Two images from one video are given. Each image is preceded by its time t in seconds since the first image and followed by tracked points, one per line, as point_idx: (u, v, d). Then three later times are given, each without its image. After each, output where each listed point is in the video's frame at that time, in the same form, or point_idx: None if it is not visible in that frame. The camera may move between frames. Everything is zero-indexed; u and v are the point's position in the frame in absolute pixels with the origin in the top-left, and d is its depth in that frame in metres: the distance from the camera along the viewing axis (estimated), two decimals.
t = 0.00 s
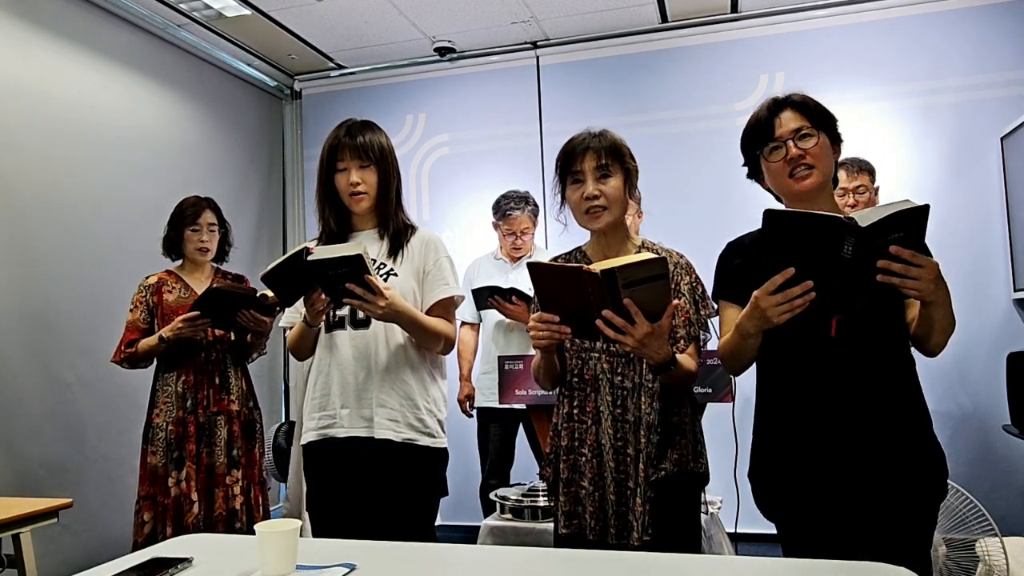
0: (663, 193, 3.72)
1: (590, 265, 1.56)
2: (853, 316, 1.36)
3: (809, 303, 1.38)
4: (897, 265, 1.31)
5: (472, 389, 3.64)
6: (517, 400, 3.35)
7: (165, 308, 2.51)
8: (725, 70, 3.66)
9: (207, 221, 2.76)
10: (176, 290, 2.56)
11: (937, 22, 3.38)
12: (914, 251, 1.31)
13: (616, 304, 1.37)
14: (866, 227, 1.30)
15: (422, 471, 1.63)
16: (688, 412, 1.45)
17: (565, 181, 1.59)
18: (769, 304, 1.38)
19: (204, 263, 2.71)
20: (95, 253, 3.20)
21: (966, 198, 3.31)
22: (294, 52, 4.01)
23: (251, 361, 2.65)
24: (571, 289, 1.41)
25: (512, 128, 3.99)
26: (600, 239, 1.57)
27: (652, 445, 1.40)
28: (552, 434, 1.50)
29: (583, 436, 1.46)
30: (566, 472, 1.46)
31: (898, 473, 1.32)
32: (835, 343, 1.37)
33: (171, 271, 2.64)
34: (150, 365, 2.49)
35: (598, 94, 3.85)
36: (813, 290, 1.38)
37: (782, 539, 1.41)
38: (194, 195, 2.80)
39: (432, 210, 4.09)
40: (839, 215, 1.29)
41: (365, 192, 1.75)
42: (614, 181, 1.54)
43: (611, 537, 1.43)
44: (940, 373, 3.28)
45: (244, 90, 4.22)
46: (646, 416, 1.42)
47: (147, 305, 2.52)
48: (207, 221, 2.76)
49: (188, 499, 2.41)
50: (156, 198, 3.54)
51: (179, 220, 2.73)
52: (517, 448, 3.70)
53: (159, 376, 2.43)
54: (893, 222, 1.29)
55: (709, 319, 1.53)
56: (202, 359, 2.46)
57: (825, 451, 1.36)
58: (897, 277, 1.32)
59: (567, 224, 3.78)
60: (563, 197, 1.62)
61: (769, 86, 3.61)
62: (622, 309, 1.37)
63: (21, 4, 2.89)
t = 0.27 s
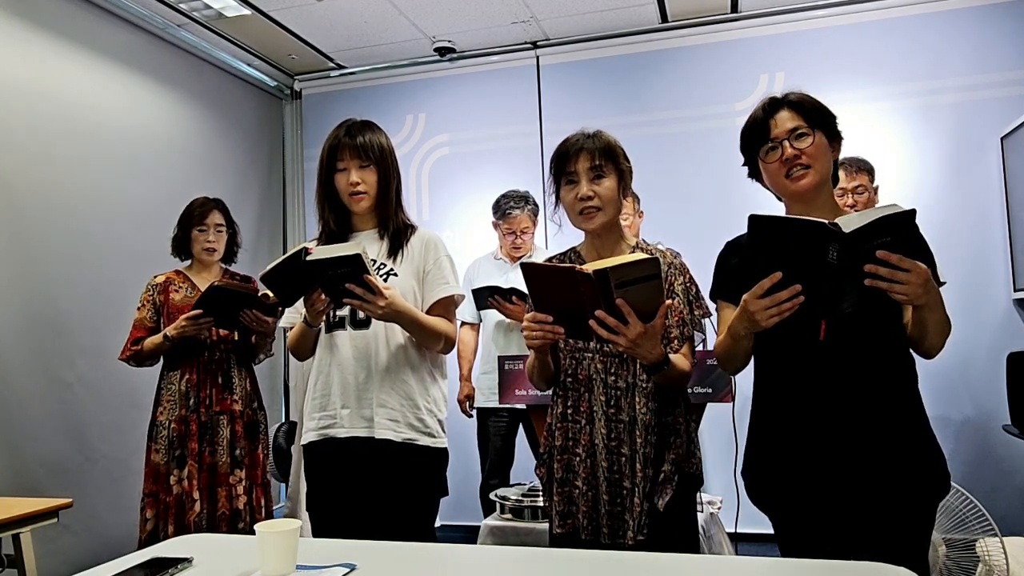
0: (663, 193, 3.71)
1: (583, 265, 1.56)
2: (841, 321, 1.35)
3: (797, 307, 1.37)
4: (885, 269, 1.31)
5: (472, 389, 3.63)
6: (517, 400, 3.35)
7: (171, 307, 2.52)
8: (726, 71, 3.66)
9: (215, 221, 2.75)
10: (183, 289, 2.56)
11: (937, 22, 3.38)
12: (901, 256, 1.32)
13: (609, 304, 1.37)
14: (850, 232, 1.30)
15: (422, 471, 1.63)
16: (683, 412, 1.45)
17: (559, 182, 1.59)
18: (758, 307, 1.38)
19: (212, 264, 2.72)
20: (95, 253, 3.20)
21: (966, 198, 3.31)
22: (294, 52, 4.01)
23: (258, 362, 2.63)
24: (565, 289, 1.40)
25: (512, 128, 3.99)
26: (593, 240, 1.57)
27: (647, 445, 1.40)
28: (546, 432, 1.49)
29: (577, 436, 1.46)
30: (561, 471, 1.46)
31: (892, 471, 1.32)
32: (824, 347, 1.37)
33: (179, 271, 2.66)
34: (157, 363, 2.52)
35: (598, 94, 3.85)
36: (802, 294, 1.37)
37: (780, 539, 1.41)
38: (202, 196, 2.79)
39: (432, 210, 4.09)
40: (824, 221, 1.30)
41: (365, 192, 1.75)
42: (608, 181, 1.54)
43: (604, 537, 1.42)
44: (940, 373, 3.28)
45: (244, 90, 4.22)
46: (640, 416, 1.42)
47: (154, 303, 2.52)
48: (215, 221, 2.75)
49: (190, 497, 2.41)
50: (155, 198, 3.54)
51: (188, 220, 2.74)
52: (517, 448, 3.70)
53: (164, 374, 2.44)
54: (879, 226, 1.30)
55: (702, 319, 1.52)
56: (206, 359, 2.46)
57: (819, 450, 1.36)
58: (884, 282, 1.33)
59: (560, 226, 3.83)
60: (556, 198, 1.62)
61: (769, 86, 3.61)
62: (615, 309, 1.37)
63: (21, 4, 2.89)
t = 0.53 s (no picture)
0: (663, 193, 3.71)
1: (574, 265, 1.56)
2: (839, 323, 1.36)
3: (795, 310, 1.39)
4: (882, 272, 1.31)
5: (472, 389, 3.63)
6: (517, 400, 3.31)
7: (174, 307, 2.53)
8: (726, 70, 3.66)
9: (218, 222, 2.73)
10: (187, 290, 2.57)
11: (938, 22, 3.38)
12: (897, 259, 1.32)
13: (602, 304, 1.37)
14: (845, 238, 1.29)
15: (422, 471, 1.62)
16: (675, 413, 1.45)
17: (551, 182, 1.59)
18: (756, 310, 1.40)
19: (216, 264, 2.72)
20: (95, 253, 3.20)
21: (966, 198, 3.31)
22: (294, 52, 4.01)
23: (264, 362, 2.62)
24: (557, 289, 1.40)
25: (512, 128, 3.99)
26: (586, 240, 1.57)
27: (639, 447, 1.41)
28: (539, 434, 1.50)
29: (569, 436, 1.46)
30: (554, 472, 1.46)
31: (887, 476, 1.32)
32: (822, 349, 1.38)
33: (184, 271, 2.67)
34: (162, 363, 2.54)
35: (598, 94, 3.85)
36: (799, 297, 1.39)
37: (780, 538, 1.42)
38: (207, 197, 2.76)
39: (432, 210, 4.09)
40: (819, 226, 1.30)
41: (365, 192, 1.75)
42: (599, 182, 1.54)
43: (597, 538, 1.43)
44: (941, 373, 3.28)
45: (244, 90, 4.22)
46: (632, 417, 1.42)
47: (159, 304, 2.55)
48: (218, 221, 2.73)
49: (191, 496, 2.41)
50: (155, 198, 3.54)
51: (191, 220, 2.73)
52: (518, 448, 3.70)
53: (168, 373, 2.46)
54: (875, 231, 1.30)
55: (695, 319, 1.51)
56: (209, 358, 2.47)
57: (813, 455, 1.36)
58: (882, 286, 1.33)
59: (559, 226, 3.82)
60: (549, 198, 1.62)
61: (769, 86, 3.61)
62: (607, 309, 1.37)
63: (21, 4, 2.89)
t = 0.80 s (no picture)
0: (663, 193, 3.71)
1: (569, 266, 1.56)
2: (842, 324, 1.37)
3: (800, 312, 1.38)
4: (886, 276, 1.31)
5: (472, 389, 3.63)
6: (517, 400, 3.31)
7: (177, 307, 2.53)
8: (726, 70, 3.66)
9: (220, 222, 2.73)
10: (189, 290, 2.57)
11: (937, 23, 3.38)
12: (902, 262, 1.31)
13: (598, 304, 1.37)
14: (848, 244, 1.30)
15: (422, 471, 1.62)
16: (670, 412, 1.45)
17: (545, 183, 1.58)
18: (761, 313, 1.40)
19: (219, 264, 2.72)
20: (96, 253, 3.20)
21: (966, 198, 3.31)
22: (294, 52, 4.01)
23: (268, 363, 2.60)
24: (554, 290, 1.39)
25: (512, 128, 3.99)
26: (579, 241, 1.57)
27: (635, 447, 1.41)
28: (533, 435, 1.50)
29: (565, 437, 1.46)
30: (550, 473, 1.46)
31: (889, 469, 1.32)
32: (825, 350, 1.39)
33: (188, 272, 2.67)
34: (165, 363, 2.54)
35: (598, 94, 3.85)
36: (804, 300, 1.38)
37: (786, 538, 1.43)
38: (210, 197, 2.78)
39: (432, 210, 4.09)
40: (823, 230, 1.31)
41: (363, 192, 1.75)
42: (593, 184, 1.54)
43: (594, 538, 1.43)
44: (941, 374, 3.29)
45: (244, 90, 4.22)
46: (627, 417, 1.42)
47: (161, 304, 2.55)
48: (220, 221, 2.73)
49: (192, 496, 2.41)
50: (155, 198, 3.53)
51: (192, 221, 2.73)
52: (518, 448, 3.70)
53: (170, 373, 2.46)
54: (875, 236, 1.31)
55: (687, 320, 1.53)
56: (210, 359, 2.47)
57: (812, 452, 1.37)
58: (886, 288, 1.33)
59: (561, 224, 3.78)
60: (542, 199, 1.62)
61: (769, 86, 3.61)
62: (604, 309, 1.37)
63: (21, 4, 2.89)
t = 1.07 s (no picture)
0: (662, 193, 3.71)
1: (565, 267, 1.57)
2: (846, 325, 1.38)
3: (805, 312, 1.39)
4: (889, 278, 1.31)
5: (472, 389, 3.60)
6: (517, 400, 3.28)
7: (179, 308, 2.54)
8: (726, 71, 3.66)
9: (220, 223, 2.74)
10: (191, 290, 2.58)
11: (937, 23, 3.38)
12: (905, 265, 1.31)
13: (595, 305, 1.36)
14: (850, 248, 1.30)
15: (422, 472, 1.62)
16: (667, 413, 1.45)
17: (541, 183, 1.59)
18: (766, 313, 1.40)
19: (221, 264, 2.72)
20: (96, 253, 3.20)
21: (965, 198, 3.31)
22: (294, 52, 4.01)
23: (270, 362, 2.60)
24: (551, 291, 1.39)
25: (512, 129, 3.99)
26: (573, 244, 1.57)
27: (633, 447, 1.41)
28: (530, 436, 1.49)
29: (562, 437, 1.46)
30: (546, 473, 1.46)
31: (890, 472, 1.33)
32: (830, 351, 1.39)
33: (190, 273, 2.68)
34: (168, 364, 2.53)
35: (598, 94, 3.85)
36: (808, 300, 1.38)
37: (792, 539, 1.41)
38: (212, 196, 2.79)
39: (432, 210, 4.10)
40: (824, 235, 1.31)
41: (360, 189, 1.75)
42: (589, 184, 1.54)
43: (590, 538, 1.42)
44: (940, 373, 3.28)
45: (244, 89, 4.22)
46: (624, 416, 1.42)
47: (163, 305, 2.55)
48: (220, 222, 2.74)
49: (192, 497, 2.42)
50: (156, 198, 3.54)
51: (193, 221, 2.74)
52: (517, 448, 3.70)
53: (171, 374, 2.46)
54: (878, 241, 1.30)
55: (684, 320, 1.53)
56: (210, 360, 2.46)
57: (812, 453, 1.37)
58: (890, 290, 1.33)
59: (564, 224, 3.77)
60: (537, 198, 1.62)
61: (769, 86, 3.61)
62: (602, 311, 1.37)
63: (21, 4, 2.89)
